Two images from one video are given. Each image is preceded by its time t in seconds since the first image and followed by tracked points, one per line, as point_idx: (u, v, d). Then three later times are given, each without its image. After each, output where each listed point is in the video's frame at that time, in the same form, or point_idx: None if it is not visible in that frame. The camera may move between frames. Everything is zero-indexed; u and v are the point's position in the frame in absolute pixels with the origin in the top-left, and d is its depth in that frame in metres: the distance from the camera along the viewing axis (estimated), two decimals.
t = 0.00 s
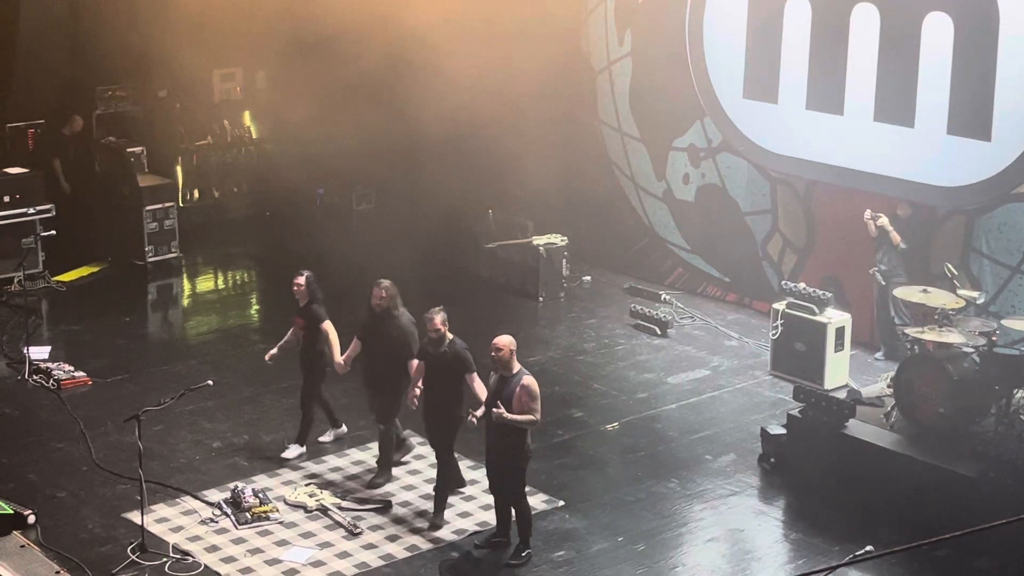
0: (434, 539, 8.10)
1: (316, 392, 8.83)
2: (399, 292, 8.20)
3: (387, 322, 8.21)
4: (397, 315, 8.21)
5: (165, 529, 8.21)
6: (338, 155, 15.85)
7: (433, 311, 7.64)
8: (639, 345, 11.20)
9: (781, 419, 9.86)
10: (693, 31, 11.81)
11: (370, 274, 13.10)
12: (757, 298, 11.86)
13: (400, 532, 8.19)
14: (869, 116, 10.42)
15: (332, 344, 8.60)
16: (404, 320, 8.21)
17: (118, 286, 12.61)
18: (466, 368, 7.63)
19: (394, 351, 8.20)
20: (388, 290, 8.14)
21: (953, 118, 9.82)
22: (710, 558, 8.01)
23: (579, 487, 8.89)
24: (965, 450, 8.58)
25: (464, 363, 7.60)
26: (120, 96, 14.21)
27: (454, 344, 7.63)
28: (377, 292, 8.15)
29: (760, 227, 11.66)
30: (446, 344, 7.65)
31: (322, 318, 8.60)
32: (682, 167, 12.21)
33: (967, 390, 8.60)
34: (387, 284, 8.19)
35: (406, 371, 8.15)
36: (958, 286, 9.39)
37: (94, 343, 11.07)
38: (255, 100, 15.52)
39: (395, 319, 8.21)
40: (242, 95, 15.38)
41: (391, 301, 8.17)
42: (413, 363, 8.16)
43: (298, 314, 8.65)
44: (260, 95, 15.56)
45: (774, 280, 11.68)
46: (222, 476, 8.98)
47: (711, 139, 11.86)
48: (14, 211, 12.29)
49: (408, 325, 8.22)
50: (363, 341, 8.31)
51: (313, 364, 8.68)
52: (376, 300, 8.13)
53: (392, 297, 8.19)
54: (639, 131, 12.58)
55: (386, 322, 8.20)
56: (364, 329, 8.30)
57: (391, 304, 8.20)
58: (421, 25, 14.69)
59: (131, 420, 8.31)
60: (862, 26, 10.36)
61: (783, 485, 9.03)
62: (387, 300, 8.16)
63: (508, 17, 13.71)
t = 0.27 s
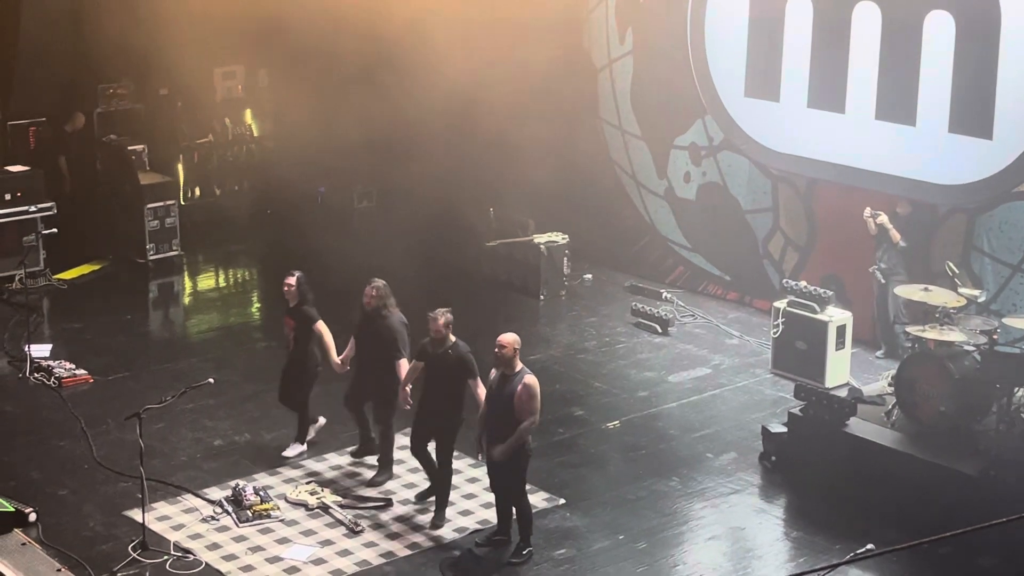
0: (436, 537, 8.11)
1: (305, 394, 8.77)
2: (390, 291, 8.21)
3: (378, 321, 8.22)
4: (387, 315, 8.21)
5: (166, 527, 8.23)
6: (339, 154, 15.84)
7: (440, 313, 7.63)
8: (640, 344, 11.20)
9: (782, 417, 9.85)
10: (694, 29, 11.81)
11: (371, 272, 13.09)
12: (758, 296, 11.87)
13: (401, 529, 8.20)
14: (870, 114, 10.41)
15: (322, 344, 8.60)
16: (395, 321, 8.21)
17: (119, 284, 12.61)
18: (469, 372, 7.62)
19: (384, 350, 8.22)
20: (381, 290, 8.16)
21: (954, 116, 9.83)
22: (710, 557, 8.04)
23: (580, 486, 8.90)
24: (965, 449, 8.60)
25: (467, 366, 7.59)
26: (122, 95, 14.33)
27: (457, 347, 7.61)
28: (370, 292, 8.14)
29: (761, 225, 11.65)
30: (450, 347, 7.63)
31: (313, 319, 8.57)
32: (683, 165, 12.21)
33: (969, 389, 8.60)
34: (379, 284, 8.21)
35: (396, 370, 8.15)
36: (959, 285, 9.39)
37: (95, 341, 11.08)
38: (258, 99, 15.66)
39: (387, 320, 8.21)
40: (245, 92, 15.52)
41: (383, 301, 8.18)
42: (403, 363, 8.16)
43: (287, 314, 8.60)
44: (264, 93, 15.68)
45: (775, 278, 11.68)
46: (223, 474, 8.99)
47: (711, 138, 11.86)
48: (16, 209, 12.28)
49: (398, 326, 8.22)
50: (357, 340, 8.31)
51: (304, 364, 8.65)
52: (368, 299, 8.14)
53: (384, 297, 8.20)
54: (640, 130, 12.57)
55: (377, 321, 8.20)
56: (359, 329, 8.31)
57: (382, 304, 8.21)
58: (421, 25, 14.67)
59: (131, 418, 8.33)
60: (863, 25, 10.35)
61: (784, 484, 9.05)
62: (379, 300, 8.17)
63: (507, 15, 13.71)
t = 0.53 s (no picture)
0: (437, 533, 8.12)
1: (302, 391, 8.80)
2: (380, 288, 8.20)
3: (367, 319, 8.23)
4: (377, 311, 8.21)
5: (168, 523, 8.25)
6: (340, 151, 15.82)
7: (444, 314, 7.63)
8: (641, 340, 11.20)
9: (783, 414, 9.86)
10: (697, 25, 11.79)
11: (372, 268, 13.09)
12: (759, 293, 11.86)
13: (403, 526, 8.22)
14: (872, 111, 10.39)
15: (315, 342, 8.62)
16: (385, 317, 8.19)
17: (120, 280, 12.61)
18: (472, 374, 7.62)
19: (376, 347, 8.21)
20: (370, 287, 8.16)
21: (957, 112, 9.81)
22: (711, 553, 8.07)
23: (580, 484, 8.91)
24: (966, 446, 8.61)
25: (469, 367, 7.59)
26: (123, 91, 13.91)
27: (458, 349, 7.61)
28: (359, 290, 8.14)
29: (763, 222, 11.63)
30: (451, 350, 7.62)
31: (304, 317, 8.57)
32: (684, 162, 12.20)
33: (970, 387, 8.60)
34: (369, 280, 8.23)
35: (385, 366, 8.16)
36: (961, 281, 9.39)
37: (96, 337, 11.07)
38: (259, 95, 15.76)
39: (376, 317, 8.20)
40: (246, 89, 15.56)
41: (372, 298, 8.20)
42: (394, 359, 8.17)
43: (280, 313, 8.60)
44: (264, 90, 15.79)
45: (777, 275, 11.67)
46: (225, 470, 9.01)
47: (713, 134, 11.84)
48: (18, 205, 12.27)
49: (387, 322, 8.19)
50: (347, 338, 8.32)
51: (298, 361, 8.68)
52: (358, 296, 8.15)
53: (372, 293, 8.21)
54: (642, 127, 12.55)
55: (366, 317, 8.19)
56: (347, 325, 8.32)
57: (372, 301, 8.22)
58: (421, 23, 14.61)
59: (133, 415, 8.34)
60: (865, 21, 10.33)
61: (785, 480, 9.07)
62: (368, 297, 8.19)
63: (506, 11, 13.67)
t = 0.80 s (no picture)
0: (439, 530, 8.13)
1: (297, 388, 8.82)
2: (372, 283, 8.28)
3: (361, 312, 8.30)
4: (372, 303, 8.27)
5: (169, 519, 8.28)
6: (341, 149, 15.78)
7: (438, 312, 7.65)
8: (643, 337, 11.20)
9: (785, 411, 9.85)
10: (699, 21, 11.78)
11: (373, 265, 13.09)
12: (761, 291, 11.85)
13: (404, 522, 8.23)
14: (874, 108, 10.38)
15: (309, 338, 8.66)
16: (380, 307, 8.28)
17: (121, 276, 12.62)
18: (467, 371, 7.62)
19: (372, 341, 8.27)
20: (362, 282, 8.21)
21: (959, 110, 9.80)
22: (712, 550, 8.11)
23: (581, 481, 8.92)
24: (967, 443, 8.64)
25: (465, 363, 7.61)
26: (124, 87, 14.04)
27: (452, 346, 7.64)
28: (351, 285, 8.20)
29: (765, 219, 11.62)
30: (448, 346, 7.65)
31: (299, 313, 8.59)
32: (687, 159, 12.20)
33: (972, 383, 8.64)
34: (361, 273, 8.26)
35: (385, 357, 8.25)
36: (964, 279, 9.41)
37: (98, 333, 11.07)
38: (262, 91, 15.78)
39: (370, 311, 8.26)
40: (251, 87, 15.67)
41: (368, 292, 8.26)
42: (393, 350, 8.26)
43: (274, 311, 8.61)
44: (266, 87, 15.81)
45: (779, 273, 11.66)
46: (226, 467, 9.02)
47: (715, 131, 11.84)
48: (20, 201, 12.32)
49: (383, 313, 8.27)
50: (338, 333, 8.39)
51: (294, 359, 8.69)
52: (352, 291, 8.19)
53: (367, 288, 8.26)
54: (644, 124, 12.54)
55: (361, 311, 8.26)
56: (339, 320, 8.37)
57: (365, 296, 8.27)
58: (425, 21, 14.60)
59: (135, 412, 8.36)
60: (868, 17, 10.31)
61: (786, 477, 9.09)
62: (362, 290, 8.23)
63: (508, 7, 13.65)
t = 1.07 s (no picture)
0: (443, 522, 8.15)
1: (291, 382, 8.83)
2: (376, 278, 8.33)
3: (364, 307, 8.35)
4: (376, 298, 8.32)
5: (175, 511, 8.30)
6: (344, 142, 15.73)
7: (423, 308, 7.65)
8: (648, 331, 11.19)
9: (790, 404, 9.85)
10: (705, 14, 11.75)
11: (377, 258, 13.08)
12: (766, 284, 11.83)
13: (409, 515, 8.25)
14: (880, 102, 10.38)
15: (305, 332, 8.65)
16: (383, 302, 8.34)
17: (125, 268, 12.62)
18: (454, 365, 7.61)
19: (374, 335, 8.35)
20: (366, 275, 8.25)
21: (965, 103, 9.79)
22: (716, 543, 8.12)
23: (586, 474, 8.92)
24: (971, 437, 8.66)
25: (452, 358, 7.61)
26: (130, 79, 13.62)
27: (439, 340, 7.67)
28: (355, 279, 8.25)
29: (769, 213, 11.62)
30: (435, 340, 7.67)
31: (298, 306, 8.61)
32: (693, 152, 12.16)
33: (978, 376, 8.66)
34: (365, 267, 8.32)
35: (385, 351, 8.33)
36: (969, 272, 9.44)
37: (103, 325, 11.08)
38: (265, 86, 15.48)
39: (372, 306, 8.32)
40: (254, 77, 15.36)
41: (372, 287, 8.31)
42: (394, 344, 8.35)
43: (271, 304, 8.62)
44: (269, 81, 15.51)
45: (784, 266, 11.63)
46: (231, 459, 9.04)
47: (721, 124, 11.82)
48: (25, 193, 12.36)
49: (387, 306, 8.34)
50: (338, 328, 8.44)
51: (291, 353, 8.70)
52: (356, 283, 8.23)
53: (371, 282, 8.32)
54: (650, 117, 12.52)
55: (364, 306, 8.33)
56: (341, 315, 8.40)
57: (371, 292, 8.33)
58: (431, 14, 14.61)
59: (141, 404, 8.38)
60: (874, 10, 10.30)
61: (791, 471, 9.10)
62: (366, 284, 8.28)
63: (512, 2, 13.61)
